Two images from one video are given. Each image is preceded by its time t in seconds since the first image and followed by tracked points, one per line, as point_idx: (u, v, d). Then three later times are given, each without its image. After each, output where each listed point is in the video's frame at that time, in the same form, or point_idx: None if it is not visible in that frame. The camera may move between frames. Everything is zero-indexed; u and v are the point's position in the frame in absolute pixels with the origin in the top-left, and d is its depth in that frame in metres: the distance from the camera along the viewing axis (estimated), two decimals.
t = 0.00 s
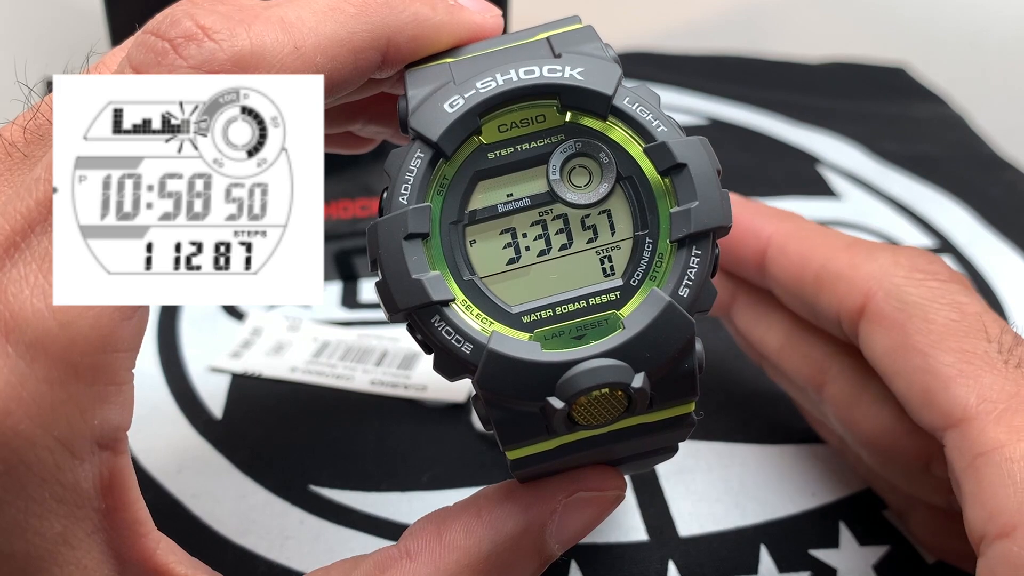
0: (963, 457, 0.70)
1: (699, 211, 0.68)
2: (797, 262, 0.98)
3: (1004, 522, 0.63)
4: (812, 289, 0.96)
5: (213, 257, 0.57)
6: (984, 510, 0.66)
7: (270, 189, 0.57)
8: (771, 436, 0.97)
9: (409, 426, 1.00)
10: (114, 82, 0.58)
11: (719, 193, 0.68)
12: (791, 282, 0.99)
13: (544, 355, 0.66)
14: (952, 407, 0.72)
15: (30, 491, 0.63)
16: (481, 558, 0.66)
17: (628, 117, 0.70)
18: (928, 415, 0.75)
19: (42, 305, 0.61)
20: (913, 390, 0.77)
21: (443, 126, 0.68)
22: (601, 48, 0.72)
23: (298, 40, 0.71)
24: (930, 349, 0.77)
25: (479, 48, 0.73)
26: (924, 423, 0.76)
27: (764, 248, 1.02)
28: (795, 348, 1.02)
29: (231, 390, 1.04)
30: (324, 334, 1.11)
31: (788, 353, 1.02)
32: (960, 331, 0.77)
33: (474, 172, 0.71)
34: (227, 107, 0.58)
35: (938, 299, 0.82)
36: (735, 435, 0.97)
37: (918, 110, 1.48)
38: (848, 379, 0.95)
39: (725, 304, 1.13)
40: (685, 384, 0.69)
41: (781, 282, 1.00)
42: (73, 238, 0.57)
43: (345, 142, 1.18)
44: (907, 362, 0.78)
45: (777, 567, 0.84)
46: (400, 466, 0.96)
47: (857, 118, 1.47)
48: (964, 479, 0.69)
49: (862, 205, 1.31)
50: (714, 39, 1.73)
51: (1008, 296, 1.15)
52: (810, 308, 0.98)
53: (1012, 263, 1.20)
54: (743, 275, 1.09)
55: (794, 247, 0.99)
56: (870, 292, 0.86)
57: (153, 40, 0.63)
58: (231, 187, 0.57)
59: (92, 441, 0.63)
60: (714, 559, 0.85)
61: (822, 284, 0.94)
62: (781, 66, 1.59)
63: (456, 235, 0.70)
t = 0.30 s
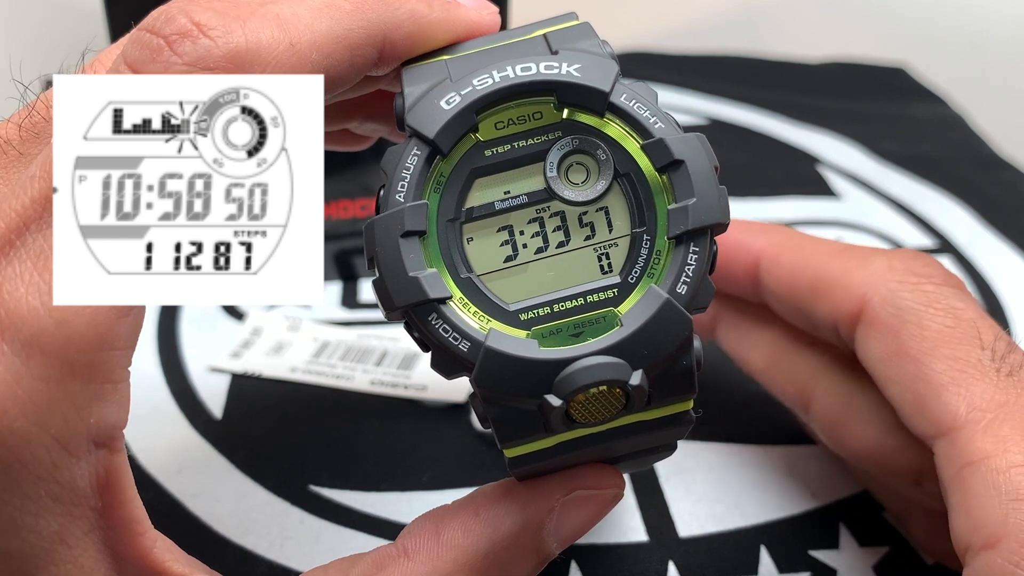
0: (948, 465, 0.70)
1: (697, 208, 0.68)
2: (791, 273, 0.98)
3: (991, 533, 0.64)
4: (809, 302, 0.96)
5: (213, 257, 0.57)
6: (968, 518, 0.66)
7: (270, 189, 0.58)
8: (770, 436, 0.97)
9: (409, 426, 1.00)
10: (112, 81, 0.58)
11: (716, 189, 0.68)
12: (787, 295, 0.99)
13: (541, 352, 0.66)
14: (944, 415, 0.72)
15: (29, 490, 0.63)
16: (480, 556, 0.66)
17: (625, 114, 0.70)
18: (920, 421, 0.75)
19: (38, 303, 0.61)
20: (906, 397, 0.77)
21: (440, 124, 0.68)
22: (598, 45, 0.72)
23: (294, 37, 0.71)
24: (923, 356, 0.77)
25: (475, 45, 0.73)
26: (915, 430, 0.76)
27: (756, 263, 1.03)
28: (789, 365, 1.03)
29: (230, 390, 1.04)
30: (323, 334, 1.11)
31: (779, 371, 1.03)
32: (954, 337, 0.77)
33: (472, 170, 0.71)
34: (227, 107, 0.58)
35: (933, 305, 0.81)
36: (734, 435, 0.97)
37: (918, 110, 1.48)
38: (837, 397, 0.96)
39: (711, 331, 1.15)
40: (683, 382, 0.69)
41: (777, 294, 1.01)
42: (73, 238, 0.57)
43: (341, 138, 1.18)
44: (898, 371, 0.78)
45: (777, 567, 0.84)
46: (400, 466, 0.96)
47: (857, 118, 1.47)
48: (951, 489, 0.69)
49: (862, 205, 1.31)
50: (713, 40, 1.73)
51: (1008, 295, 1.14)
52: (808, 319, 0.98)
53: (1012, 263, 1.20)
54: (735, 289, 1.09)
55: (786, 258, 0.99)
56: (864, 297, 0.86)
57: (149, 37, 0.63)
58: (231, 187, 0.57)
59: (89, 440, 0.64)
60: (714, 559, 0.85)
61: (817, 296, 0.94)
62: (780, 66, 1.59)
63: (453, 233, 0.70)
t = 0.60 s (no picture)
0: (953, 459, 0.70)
1: (697, 209, 0.68)
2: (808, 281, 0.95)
3: (991, 533, 0.64)
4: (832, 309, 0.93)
5: (213, 257, 0.57)
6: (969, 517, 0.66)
7: (270, 189, 0.58)
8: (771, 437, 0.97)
9: (409, 426, 1.00)
10: (112, 81, 0.58)
11: (717, 190, 0.68)
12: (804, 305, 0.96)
13: (542, 353, 0.66)
14: (953, 411, 0.72)
15: (30, 489, 0.63)
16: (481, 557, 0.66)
17: (626, 115, 0.70)
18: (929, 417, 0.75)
19: (39, 303, 0.61)
20: (917, 392, 0.76)
21: (441, 125, 0.68)
22: (599, 46, 0.72)
23: (297, 38, 0.71)
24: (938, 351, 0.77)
25: (477, 47, 0.73)
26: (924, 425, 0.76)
27: (768, 275, 0.98)
28: (780, 383, 0.95)
29: (231, 390, 1.04)
30: (324, 334, 1.11)
31: (776, 382, 0.95)
32: (971, 331, 0.77)
33: (473, 170, 0.71)
34: (227, 107, 0.58)
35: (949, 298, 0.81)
36: (734, 435, 0.97)
37: (918, 110, 1.48)
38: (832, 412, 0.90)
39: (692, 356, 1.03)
40: (684, 382, 0.69)
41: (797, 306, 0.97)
42: (73, 238, 0.57)
43: (341, 138, 1.18)
44: (914, 363, 0.78)
45: (777, 568, 0.84)
46: (400, 466, 0.96)
47: (857, 118, 1.47)
48: (954, 485, 0.69)
49: (862, 205, 1.31)
50: (713, 40, 1.73)
51: (1008, 295, 1.14)
52: (829, 324, 0.95)
53: (1012, 262, 1.20)
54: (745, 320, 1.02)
55: (798, 266, 0.96)
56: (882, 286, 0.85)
57: (152, 39, 0.63)
58: (231, 187, 0.57)
59: (91, 440, 0.64)
60: (714, 559, 0.85)
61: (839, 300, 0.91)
62: (781, 66, 1.59)
63: (454, 234, 0.70)
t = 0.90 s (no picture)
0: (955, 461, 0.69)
1: (700, 215, 0.68)
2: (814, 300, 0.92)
3: (991, 532, 0.63)
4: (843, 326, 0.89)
5: (213, 257, 0.57)
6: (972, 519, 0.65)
7: (270, 189, 0.57)
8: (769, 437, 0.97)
9: (409, 426, 1.00)
10: (114, 82, 0.58)
11: (720, 196, 0.68)
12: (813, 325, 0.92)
13: (546, 359, 0.66)
14: (957, 412, 0.71)
15: (35, 491, 0.62)
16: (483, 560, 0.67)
17: (629, 122, 0.70)
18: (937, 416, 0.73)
19: (46, 306, 0.60)
20: (923, 393, 0.75)
21: (446, 132, 0.68)
22: (603, 53, 0.72)
23: (303, 44, 0.71)
24: (946, 352, 0.75)
25: (482, 53, 0.73)
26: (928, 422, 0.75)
27: (773, 301, 0.95)
28: (773, 430, 0.89)
29: (231, 390, 1.04)
30: (323, 334, 1.11)
31: (771, 425, 0.90)
32: (977, 331, 0.75)
33: (477, 176, 0.70)
34: (226, 107, 0.58)
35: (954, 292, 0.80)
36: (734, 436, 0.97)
37: (918, 110, 1.48)
38: (832, 457, 0.83)
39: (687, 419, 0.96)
40: (686, 387, 0.69)
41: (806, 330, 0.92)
42: (73, 239, 0.56)
43: (343, 144, 1.18)
44: (919, 366, 0.76)
45: (777, 568, 0.84)
46: (400, 467, 0.96)
47: (858, 118, 1.47)
48: (956, 486, 0.68)
49: (862, 205, 1.31)
50: (714, 39, 1.73)
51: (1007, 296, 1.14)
52: (840, 345, 0.91)
53: (1012, 263, 1.20)
54: (755, 362, 0.95)
55: (802, 288, 0.94)
56: (886, 285, 0.84)
57: (158, 44, 0.63)
58: (231, 187, 0.57)
59: (97, 443, 0.63)
60: (714, 559, 0.85)
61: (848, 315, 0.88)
62: (781, 66, 1.59)
63: (458, 239, 0.70)
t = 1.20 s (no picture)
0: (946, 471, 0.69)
1: (697, 213, 0.68)
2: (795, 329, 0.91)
3: (986, 542, 0.63)
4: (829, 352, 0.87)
5: (213, 257, 0.57)
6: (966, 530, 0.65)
7: (270, 189, 0.57)
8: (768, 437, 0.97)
9: (409, 426, 1.00)
10: (113, 82, 0.58)
11: (717, 196, 0.69)
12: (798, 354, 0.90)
13: (544, 357, 0.66)
14: (944, 425, 0.70)
15: (33, 489, 0.63)
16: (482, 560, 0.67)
17: (627, 121, 0.70)
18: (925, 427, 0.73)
19: (43, 304, 0.60)
20: (910, 407, 0.74)
21: (444, 130, 0.68)
22: (600, 52, 0.72)
23: (299, 44, 0.71)
24: (930, 367, 0.74)
25: (480, 52, 0.73)
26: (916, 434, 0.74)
27: (755, 335, 0.94)
28: (767, 471, 0.87)
29: (230, 390, 1.04)
30: (323, 334, 1.11)
31: (765, 467, 0.88)
32: (958, 342, 0.74)
33: (475, 175, 0.71)
34: (227, 107, 0.58)
35: (950, 291, 0.80)
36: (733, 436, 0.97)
37: (918, 110, 1.48)
38: (831, 496, 0.81)
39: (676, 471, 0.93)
40: (684, 385, 0.69)
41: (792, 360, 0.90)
42: (73, 237, 0.57)
43: (342, 145, 1.17)
44: (903, 381, 0.76)
45: (777, 568, 0.84)
46: (400, 467, 0.96)
47: (857, 118, 1.47)
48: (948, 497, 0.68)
49: (862, 205, 1.31)
50: (713, 40, 1.73)
51: (1008, 295, 1.14)
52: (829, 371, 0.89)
53: (1012, 262, 1.19)
54: (747, 403, 0.92)
55: (783, 319, 0.92)
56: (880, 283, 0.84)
57: (156, 43, 0.63)
58: (231, 187, 0.57)
59: (94, 441, 0.64)
60: (714, 559, 0.85)
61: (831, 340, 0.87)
62: (780, 66, 1.59)
63: (456, 238, 0.70)
